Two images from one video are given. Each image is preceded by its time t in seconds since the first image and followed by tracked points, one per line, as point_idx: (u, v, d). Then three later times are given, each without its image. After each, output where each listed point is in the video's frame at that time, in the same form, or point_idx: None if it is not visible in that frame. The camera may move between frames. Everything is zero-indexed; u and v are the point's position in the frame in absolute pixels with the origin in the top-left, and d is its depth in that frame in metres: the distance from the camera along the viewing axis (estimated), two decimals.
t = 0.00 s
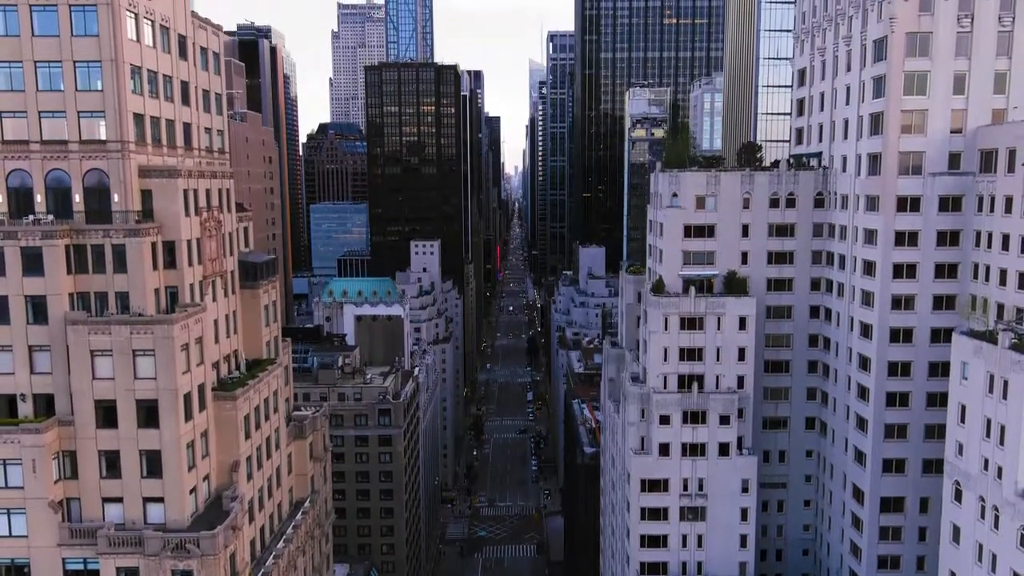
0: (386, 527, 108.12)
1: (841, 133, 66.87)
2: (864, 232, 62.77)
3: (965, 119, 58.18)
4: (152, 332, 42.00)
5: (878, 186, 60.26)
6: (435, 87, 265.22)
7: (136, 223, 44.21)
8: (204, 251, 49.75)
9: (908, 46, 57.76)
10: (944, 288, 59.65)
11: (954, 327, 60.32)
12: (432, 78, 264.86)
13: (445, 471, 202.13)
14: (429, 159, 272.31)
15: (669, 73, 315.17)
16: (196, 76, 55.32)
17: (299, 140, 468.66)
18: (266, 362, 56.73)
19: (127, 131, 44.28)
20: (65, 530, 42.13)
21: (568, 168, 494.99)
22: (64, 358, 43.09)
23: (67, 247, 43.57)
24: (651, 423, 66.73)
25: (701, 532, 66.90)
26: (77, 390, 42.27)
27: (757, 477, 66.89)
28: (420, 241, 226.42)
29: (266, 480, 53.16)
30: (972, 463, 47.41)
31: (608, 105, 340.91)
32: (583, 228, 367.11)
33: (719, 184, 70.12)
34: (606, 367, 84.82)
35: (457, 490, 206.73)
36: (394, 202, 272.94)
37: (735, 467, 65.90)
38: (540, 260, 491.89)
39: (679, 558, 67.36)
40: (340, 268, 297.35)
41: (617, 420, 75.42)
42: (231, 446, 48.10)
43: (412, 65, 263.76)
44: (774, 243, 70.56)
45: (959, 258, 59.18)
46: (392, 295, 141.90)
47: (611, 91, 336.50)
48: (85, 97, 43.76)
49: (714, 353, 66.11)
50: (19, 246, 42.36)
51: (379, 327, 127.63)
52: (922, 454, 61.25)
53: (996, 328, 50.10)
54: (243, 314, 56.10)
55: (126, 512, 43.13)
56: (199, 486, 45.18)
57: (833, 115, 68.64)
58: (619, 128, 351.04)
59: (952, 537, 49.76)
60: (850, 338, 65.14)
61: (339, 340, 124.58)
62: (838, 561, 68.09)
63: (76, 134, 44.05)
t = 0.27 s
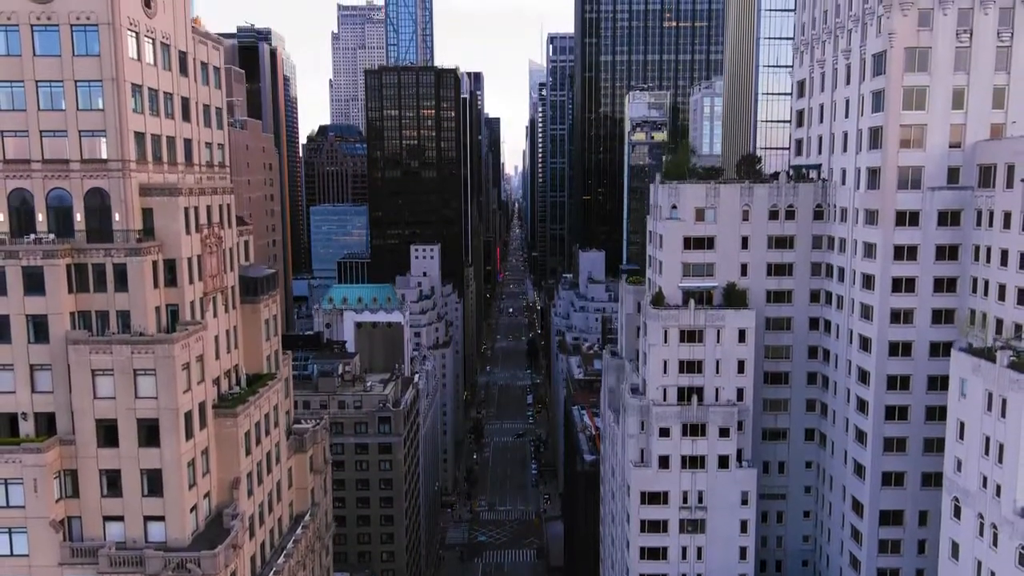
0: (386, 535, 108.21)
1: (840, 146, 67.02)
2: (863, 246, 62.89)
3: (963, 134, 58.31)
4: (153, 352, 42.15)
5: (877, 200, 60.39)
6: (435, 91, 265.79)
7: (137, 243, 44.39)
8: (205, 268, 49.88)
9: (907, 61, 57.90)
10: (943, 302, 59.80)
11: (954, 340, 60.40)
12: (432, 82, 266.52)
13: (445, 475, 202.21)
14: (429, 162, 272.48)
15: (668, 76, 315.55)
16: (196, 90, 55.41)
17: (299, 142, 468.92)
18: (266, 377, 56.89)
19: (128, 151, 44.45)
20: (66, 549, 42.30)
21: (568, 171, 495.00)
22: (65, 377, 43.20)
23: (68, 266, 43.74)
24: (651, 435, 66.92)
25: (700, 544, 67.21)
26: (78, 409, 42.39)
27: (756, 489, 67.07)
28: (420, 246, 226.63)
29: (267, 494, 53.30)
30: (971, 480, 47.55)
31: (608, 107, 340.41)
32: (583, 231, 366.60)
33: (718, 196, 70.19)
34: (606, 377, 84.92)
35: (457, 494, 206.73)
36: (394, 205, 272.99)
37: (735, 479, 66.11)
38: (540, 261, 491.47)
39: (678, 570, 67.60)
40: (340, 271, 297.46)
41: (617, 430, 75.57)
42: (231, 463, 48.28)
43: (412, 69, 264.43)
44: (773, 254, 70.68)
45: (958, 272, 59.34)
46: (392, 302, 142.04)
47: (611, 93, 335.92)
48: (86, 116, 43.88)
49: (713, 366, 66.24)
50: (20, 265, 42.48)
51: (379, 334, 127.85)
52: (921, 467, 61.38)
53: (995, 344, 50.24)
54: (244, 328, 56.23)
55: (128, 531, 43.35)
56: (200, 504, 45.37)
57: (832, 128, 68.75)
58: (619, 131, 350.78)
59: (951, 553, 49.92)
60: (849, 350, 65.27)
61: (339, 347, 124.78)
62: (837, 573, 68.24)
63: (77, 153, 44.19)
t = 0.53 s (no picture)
0: (387, 543, 108.25)
1: (840, 159, 67.18)
2: (862, 260, 63.01)
3: (962, 149, 58.41)
4: (154, 372, 42.28)
5: (876, 215, 60.50)
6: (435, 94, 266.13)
7: (138, 262, 44.51)
8: (205, 285, 50.00)
9: (906, 76, 58.02)
10: (942, 316, 59.90)
11: (952, 354, 60.55)
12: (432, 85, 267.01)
13: (445, 480, 202.27)
14: (429, 166, 272.54)
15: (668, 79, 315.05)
16: (198, 106, 55.52)
17: (299, 144, 468.97)
18: (267, 392, 57.04)
19: (129, 170, 44.59)
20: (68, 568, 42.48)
21: (568, 173, 494.96)
22: (66, 396, 43.30)
23: (70, 285, 43.91)
24: (651, 448, 67.13)
25: (700, 556, 67.51)
26: (79, 429, 42.52)
27: (756, 502, 67.27)
28: (420, 250, 226.88)
29: (267, 510, 53.46)
30: (969, 497, 47.70)
31: (608, 110, 339.40)
32: (583, 233, 366.18)
33: (718, 209, 70.35)
34: (606, 387, 85.08)
35: (457, 499, 206.73)
36: (394, 209, 272.98)
37: (735, 492, 66.30)
38: (540, 263, 491.41)
39: None
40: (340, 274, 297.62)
41: (617, 442, 75.80)
42: (232, 480, 48.43)
43: (412, 72, 264.87)
44: (773, 266, 70.79)
45: (957, 286, 59.46)
46: (393, 308, 142.21)
47: (611, 96, 334.79)
48: (88, 135, 44.02)
49: (713, 378, 66.40)
50: (22, 285, 42.63)
51: (379, 340, 128.06)
52: (920, 481, 61.53)
53: (993, 361, 50.34)
54: (244, 343, 56.37)
55: (129, 549, 43.52)
56: (200, 522, 45.52)
57: (831, 141, 68.90)
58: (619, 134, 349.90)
59: (950, 569, 50.04)
60: (848, 363, 65.38)
61: (339, 355, 124.94)
62: None
63: (79, 173, 44.31)
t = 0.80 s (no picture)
0: (387, 550, 108.35)
1: (839, 172, 67.33)
2: (862, 273, 63.14)
3: (961, 164, 58.57)
4: (155, 392, 42.43)
5: (875, 229, 60.64)
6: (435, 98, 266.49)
7: (139, 280, 44.65)
8: (206, 302, 50.13)
9: (905, 91, 58.18)
10: (941, 330, 60.04)
11: (951, 368, 60.68)
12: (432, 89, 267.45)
13: (445, 484, 202.33)
14: (430, 169, 272.67)
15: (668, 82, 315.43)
16: (198, 122, 55.62)
17: (299, 146, 469.09)
18: (267, 407, 57.16)
19: (131, 190, 44.73)
20: None
21: (568, 175, 495.14)
22: (68, 415, 43.44)
23: (71, 304, 44.02)
24: (650, 460, 67.34)
25: (700, 568, 67.85)
26: (81, 448, 42.66)
27: (755, 514, 67.50)
28: (421, 255, 227.17)
29: (268, 525, 53.59)
30: (968, 515, 47.82)
31: (608, 113, 339.18)
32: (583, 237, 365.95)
33: (717, 221, 70.49)
34: (605, 397, 85.25)
35: (457, 503, 206.74)
36: (394, 212, 273.04)
37: (735, 505, 66.50)
38: (540, 265, 491.52)
39: None
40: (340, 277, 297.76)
41: (617, 453, 76.00)
42: (233, 497, 48.58)
43: (413, 76, 265.27)
44: (772, 279, 70.90)
45: (955, 300, 59.62)
46: (393, 315, 142.51)
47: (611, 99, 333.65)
48: (89, 155, 44.14)
49: (712, 391, 66.53)
50: (24, 305, 42.75)
51: (379, 346, 128.28)
52: (919, 494, 61.67)
53: (992, 378, 50.45)
54: (245, 358, 56.52)
55: (130, 568, 43.68)
56: (201, 539, 45.67)
57: (831, 153, 69.06)
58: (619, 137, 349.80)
59: None
60: (848, 376, 65.51)
61: (340, 362, 125.12)
62: None
63: (80, 192, 44.45)
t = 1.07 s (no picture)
0: (387, 558, 108.49)
1: (838, 185, 67.46)
2: (861, 286, 63.26)
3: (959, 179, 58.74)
4: (156, 411, 42.59)
5: (874, 243, 60.78)
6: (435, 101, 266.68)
7: (140, 299, 44.81)
8: (207, 318, 50.27)
9: (904, 106, 58.33)
10: (940, 344, 60.18)
11: (950, 382, 60.82)
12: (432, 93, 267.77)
13: (445, 489, 202.38)
14: (430, 173, 272.64)
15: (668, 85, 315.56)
16: (199, 137, 55.75)
17: (299, 148, 468.95)
18: (268, 421, 57.31)
19: (132, 209, 44.88)
20: None
21: (568, 177, 495.14)
22: (69, 434, 43.55)
23: (72, 324, 44.12)
24: (650, 473, 67.55)
25: None
26: (82, 468, 42.81)
27: (755, 527, 67.71)
28: (421, 259, 227.36)
29: (268, 540, 53.74)
30: (967, 532, 47.97)
31: (608, 116, 338.73)
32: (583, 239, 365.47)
33: (717, 234, 70.58)
34: (605, 407, 85.41)
35: (457, 508, 206.76)
36: (394, 215, 272.94)
37: (734, 518, 66.71)
38: (540, 267, 491.46)
39: None
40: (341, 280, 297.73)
41: (617, 464, 76.21)
42: (233, 514, 48.74)
43: (413, 80, 265.57)
44: (772, 291, 71.01)
45: (954, 314, 59.76)
46: (393, 322, 142.65)
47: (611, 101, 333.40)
48: (90, 175, 44.30)
49: (712, 404, 66.66)
50: (26, 324, 42.85)
51: (380, 354, 128.62)
52: (918, 508, 61.82)
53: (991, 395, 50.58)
54: (245, 373, 56.66)
55: None
56: (202, 557, 45.83)
57: (830, 166, 69.19)
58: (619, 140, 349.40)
59: None
60: (847, 389, 65.66)
61: (340, 369, 125.42)
62: None
63: (81, 212, 44.57)
